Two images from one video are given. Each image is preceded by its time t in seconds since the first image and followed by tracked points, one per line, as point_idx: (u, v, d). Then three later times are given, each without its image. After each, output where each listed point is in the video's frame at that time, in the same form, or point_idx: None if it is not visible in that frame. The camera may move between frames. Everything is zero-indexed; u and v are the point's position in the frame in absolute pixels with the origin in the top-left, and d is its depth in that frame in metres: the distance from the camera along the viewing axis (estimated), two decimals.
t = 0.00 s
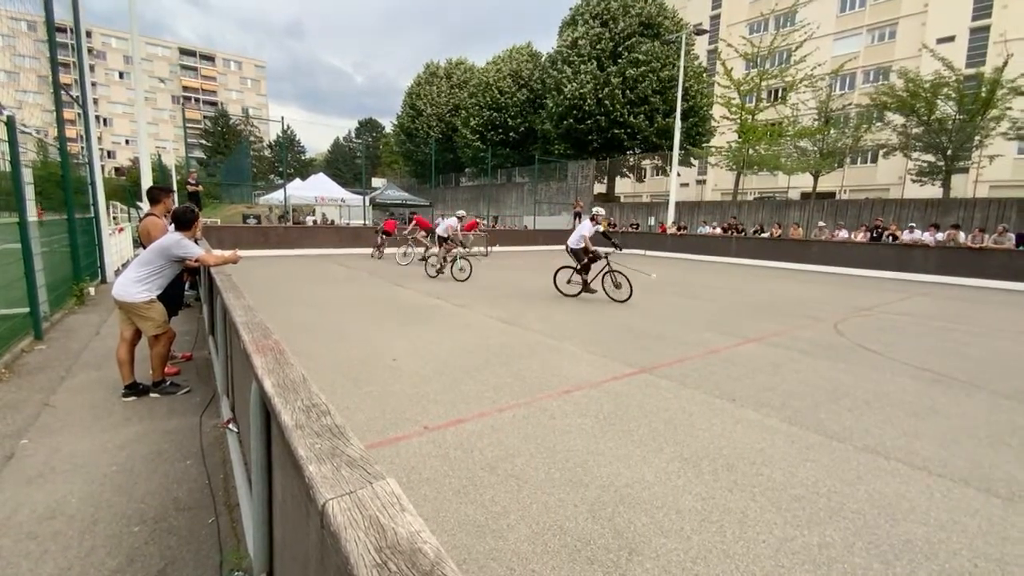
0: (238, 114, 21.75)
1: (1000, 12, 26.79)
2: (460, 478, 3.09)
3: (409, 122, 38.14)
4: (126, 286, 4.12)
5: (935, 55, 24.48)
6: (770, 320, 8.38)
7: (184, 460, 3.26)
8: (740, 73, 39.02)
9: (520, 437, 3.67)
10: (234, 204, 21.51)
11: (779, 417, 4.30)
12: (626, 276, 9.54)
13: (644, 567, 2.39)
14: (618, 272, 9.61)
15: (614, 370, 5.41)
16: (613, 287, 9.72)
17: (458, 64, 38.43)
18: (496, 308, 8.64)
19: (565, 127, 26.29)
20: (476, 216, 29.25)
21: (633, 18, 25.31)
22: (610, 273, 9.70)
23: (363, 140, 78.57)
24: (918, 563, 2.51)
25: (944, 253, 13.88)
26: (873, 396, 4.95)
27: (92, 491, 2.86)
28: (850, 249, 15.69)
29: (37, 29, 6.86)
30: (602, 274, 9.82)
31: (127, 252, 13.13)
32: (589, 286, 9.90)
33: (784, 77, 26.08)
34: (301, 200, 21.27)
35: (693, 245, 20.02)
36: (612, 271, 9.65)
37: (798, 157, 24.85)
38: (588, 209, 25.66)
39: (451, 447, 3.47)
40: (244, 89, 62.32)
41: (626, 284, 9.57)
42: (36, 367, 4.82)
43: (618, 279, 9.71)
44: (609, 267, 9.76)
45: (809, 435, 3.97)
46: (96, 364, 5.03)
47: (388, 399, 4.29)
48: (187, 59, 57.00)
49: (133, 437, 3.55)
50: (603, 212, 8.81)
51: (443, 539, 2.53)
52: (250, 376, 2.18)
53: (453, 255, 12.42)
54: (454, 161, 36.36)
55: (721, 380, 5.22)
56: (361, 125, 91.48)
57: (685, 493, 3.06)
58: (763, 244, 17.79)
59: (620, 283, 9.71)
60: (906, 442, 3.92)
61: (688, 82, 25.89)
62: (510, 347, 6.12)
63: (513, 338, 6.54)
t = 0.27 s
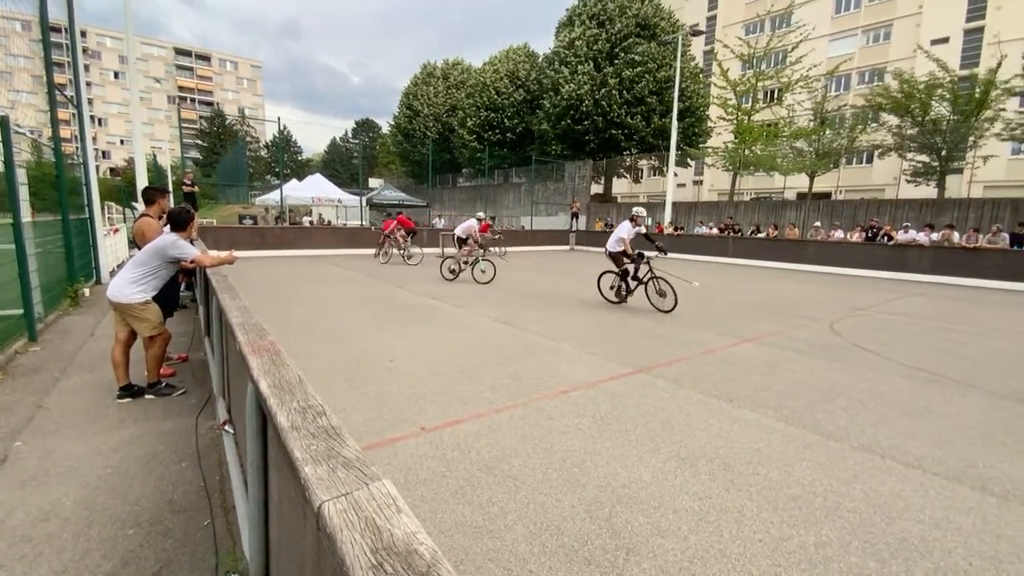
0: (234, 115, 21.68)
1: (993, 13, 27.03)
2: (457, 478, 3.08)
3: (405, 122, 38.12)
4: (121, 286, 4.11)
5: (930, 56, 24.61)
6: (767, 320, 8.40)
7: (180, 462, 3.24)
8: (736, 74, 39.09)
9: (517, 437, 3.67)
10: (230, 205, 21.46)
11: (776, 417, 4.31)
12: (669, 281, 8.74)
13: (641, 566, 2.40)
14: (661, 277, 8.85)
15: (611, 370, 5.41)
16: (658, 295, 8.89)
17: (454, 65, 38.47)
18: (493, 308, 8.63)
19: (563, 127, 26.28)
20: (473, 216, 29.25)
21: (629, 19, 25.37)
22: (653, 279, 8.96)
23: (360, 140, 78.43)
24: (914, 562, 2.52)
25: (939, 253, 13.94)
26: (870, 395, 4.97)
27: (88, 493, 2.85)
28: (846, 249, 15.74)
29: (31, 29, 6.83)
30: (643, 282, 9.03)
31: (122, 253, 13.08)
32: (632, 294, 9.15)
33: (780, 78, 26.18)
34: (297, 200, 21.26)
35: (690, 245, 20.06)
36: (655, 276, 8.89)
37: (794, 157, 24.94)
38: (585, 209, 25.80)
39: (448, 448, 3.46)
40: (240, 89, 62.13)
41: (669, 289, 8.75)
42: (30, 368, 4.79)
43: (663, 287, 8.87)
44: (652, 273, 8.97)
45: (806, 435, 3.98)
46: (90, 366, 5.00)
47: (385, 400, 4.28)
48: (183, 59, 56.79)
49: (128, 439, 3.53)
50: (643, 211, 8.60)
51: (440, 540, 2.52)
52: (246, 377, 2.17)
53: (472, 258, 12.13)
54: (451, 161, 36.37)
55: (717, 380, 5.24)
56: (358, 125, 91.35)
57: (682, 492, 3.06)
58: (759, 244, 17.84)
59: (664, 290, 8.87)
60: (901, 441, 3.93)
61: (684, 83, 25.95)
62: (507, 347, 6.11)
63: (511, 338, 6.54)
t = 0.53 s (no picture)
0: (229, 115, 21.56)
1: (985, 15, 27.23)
2: (453, 479, 3.07)
3: (401, 123, 38.11)
4: (113, 287, 4.08)
5: (922, 58, 24.80)
6: (762, 320, 8.43)
7: (174, 465, 3.22)
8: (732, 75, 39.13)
9: (515, 439, 3.66)
10: (224, 205, 21.39)
11: (771, 416, 4.33)
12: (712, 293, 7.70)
13: (638, 567, 2.40)
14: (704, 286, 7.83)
15: (607, 370, 5.42)
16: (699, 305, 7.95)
17: (450, 66, 38.53)
18: (489, 309, 8.62)
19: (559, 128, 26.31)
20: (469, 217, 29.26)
21: (624, 20, 25.45)
22: (695, 288, 7.99)
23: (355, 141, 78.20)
24: (908, 560, 2.53)
25: (931, 253, 14.03)
26: (864, 395, 4.99)
27: (81, 496, 2.83)
28: (840, 249, 15.83)
29: (23, 28, 6.78)
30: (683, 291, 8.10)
31: (115, 254, 12.99)
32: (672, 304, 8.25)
33: (774, 79, 26.34)
34: (292, 201, 21.18)
35: (685, 246, 20.12)
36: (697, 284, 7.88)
37: (789, 158, 25.12)
38: (581, 209, 25.55)
39: (444, 450, 3.45)
40: (235, 89, 61.88)
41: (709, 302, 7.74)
42: (21, 371, 4.75)
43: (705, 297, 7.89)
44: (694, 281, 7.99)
45: (800, 434, 3.99)
46: (83, 368, 4.97)
47: (380, 401, 4.26)
48: (177, 59, 56.52)
49: (121, 441, 3.51)
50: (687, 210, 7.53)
51: (436, 541, 2.52)
52: (241, 379, 2.16)
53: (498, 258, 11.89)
54: (447, 162, 36.41)
55: (713, 380, 5.25)
56: (353, 125, 91.15)
57: (677, 492, 3.07)
58: (754, 244, 17.92)
59: (706, 300, 7.84)
60: (895, 440, 3.95)
61: (679, 83, 26.04)
62: (503, 348, 6.11)
63: (507, 339, 6.54)
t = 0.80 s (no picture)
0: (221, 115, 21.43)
1: (974, 18, 27.45)
2: (448, 481, 3.06)
3: (395, 123, 38.05)
4: (102, 289, 4.04)
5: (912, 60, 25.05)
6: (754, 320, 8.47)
7: (166, 468, 3.19)
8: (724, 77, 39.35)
9: (509, 439, 3.66)
10: (216, 206, 21.14)
11: (764, 416, 4.35)
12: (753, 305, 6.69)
13: (633, 567, 2.40)
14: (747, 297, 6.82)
15: (601, 371, 5.43)
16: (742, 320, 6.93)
17: (445, 66, 38.61)
18: (483, 310, 8.61)
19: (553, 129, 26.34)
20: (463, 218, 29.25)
21: (618, 21, 25.54)
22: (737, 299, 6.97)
23: (349, 142, 77.99)
24: (899, 558, 2.55)
25: (921, 254, 14.17)
26: (856, 394, 5.03)
27: (71, 500, 2.80)
28: (831, 250, 15.95)
29: (11, 28, 6.71)
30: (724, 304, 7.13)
31: (105, 256, 12.86)
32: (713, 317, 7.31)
33: (766, 81, 26.57)
34: (285, 201, 20.84)
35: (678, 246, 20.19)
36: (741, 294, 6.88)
37: (781, 159, 25.42)
38: (576, 210, 25.52)
39: (439, 451, 3.44)
40: (227, 89, 61.51)
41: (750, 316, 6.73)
42: (9, 374, 4.70)
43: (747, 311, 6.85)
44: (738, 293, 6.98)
45: (793, 433, 4.01)
46: (72, 371, 4.91)
47: (374, 402, 4.25)
48: (168, 58, 56.10)
49: (111, 444, 3.47)
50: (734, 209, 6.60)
51: (430, 542, 2.51)
52: (234, 381, 2.14)
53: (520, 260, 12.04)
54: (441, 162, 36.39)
55: (706, 380, 5.26)
56: (347, 125, 90.85)
57: (672, 491, 3.08)
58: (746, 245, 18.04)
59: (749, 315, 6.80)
60: (886, 439, 3.98)
61: (672, 85, 26.13)
62: (497, 349, 6.10)
63: (501, 340, 6.53)
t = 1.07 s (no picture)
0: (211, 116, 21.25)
1: (958, 21, 28.09)
2: (443, 482, 3.06)
3: (387, 124, 37.95)
4: (90, 290, 4.00)
5: (899, 62, 25.36)
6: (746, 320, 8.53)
7: (156, 472, 3.15)
8: (715, 78, 39.61)
9: (503, 440, 3.65)
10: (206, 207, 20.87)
11: (755, 414, 4.38)
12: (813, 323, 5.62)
13: (627, 566, 2.40)
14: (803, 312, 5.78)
15: (595, 370, 5.44)
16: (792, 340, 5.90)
17: (437, 67, 38.57)
18: (476, 310, 8.60)
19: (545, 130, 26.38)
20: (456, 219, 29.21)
21: (610, 23, 25.67)
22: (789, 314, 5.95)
23: (340, 142, 77.66)
24: (889, 553, 2.58)
25: (908, 253, 14.35)
26: (846, 392, 5.06)
27: (59, 505, 2.77)
28: (821, 249, 16.10)
29: None
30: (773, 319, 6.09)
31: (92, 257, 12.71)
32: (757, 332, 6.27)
33: (757, 82, 26.77)
34: (277, 202, 20.73)
35: (670, 247, 20.30)
36: (795, 308, 5.82)
37: (771, 160, 25.53)
38: (569, 211, 25.58)
39: (432, 452, 3.43)
40: (216, 89, 61.04)
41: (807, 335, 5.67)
42: None
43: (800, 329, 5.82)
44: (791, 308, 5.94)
45: (784, 431, 4.04)
46: (59, 374, 4.85)
47: (367, 403, 4.23)
48: (156, 58, 55.53)
49: (100, 448, 3.44)
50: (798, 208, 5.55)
51: (424, 543, 2.50)
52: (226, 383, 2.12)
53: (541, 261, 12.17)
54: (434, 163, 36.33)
55: (698, 379, 5.30)
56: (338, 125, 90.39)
57: (665, 490, 3.08)
58: (736, 244, 18.16)
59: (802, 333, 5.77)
60: (875, 436, 4.02)
61: (664, 86, 26.26)
62: (491, 349, 6.10)
63: (494, 341, 6.52)
